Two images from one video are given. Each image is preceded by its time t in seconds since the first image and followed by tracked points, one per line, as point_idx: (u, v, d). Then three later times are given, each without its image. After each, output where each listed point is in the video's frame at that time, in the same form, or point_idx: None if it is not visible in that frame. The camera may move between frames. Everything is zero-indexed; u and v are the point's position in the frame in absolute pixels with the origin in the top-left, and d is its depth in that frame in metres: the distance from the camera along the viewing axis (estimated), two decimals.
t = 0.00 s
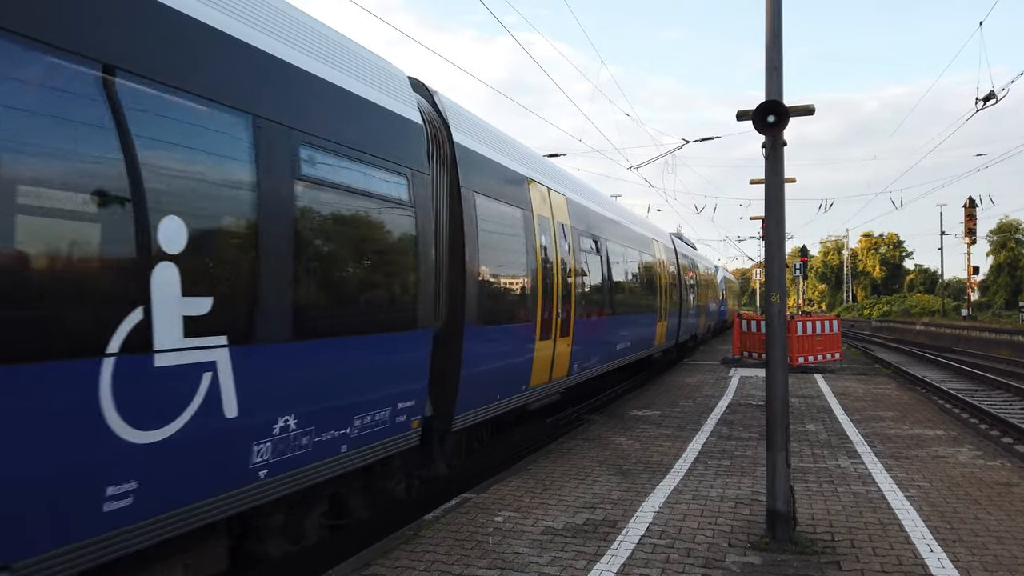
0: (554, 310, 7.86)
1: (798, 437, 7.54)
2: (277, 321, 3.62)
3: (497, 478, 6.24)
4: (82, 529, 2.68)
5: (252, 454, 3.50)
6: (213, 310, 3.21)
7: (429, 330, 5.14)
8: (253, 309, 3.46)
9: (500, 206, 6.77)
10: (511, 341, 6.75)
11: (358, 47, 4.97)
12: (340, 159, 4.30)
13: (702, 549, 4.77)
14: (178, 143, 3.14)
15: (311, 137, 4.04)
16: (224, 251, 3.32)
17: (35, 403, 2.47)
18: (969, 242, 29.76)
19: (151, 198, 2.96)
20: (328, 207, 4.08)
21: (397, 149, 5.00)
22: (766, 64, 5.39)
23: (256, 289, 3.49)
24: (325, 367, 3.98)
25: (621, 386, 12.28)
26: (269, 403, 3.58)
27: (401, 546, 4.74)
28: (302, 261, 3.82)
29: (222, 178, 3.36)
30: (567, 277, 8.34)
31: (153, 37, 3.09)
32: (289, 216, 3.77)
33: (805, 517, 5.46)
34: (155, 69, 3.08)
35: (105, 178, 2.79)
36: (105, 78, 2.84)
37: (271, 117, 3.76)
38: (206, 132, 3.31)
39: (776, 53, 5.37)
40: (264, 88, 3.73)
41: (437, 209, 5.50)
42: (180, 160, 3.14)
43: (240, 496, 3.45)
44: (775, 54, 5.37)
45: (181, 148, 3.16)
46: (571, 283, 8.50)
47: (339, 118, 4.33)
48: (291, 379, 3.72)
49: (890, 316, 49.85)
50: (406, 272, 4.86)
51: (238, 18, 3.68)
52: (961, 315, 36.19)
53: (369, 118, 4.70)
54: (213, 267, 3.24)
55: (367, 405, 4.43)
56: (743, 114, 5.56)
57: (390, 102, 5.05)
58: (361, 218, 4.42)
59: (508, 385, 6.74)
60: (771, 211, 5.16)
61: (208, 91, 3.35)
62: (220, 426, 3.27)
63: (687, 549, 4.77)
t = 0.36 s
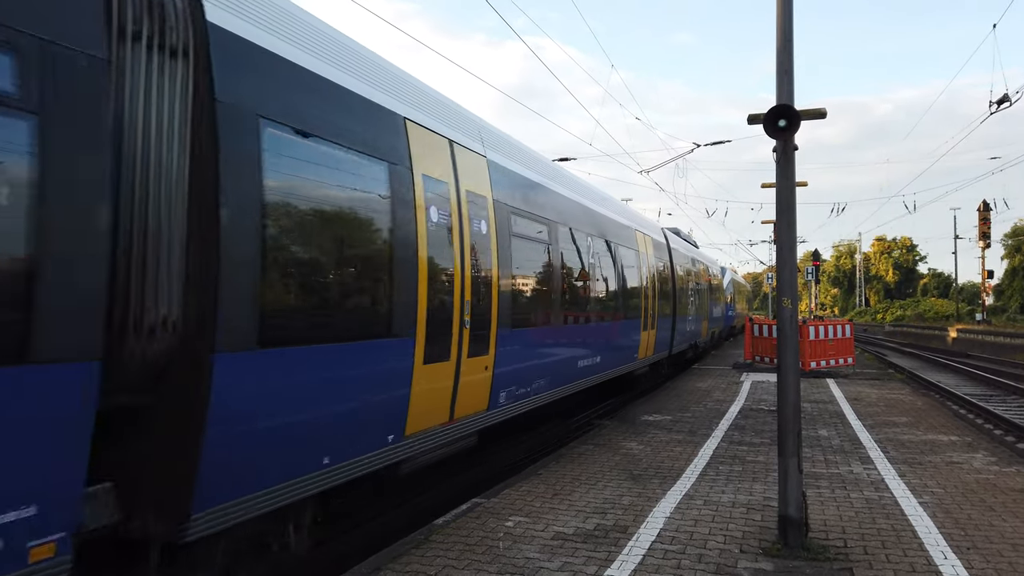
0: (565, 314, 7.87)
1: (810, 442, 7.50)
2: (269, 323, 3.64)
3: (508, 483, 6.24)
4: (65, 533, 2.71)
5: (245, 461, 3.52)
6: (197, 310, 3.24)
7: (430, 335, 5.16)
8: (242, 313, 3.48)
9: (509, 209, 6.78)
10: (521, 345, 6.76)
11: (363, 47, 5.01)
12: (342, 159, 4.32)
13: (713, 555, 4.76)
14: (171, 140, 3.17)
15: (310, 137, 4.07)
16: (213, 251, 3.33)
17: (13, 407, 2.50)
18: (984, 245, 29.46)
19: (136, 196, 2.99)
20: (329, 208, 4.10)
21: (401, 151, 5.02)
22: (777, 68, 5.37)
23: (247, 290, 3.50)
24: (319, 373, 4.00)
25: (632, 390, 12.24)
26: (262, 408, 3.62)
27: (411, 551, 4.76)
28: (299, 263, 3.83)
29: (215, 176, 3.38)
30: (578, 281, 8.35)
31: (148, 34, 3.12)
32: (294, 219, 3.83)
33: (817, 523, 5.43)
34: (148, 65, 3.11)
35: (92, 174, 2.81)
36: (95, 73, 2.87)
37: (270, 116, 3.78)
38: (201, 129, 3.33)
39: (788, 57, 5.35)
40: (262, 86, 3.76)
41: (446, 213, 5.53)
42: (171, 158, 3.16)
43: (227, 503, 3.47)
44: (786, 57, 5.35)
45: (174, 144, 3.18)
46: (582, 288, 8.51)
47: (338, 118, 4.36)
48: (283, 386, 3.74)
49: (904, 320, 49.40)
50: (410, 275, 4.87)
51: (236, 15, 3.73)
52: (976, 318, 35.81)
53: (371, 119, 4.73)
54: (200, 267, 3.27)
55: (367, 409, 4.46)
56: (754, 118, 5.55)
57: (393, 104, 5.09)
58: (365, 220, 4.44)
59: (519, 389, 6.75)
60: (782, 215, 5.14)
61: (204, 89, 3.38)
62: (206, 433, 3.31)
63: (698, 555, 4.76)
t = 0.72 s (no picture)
0: (572, 320, 7.87)
1: (818, 449, 7.47)
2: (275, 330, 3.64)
3: (514, 489, 6.24)
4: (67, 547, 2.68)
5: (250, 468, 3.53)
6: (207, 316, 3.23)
7: (435, 341, 5.18)
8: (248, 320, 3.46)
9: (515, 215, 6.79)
10: (528, 351, 6.76)
11: (367, 56, 5.04)
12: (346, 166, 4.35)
13: (721, 562, 4.74)
14: (179, 146, 3.17)
15: (315, 143, 4.09)
16: (223, 256, 3.33)
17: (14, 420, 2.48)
18: (993, 250, 29.30)
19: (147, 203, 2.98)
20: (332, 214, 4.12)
21: (406, 158, 5.06)
22: (784, 74, 5.37)
23: (254, 297, 3.50)
24: (324, 378, 4.00)
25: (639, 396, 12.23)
26: (267, 414, 3.61)
27: (417, 557, 4.77)
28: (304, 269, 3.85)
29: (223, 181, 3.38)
30: (585, 287, 8.35)
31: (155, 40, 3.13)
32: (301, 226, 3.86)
33: (824, 530, 5.40)
34: (156, 69, 3.11)
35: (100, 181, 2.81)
36: (103, 80, 2.87)
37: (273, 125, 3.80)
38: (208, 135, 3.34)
39: (794, 63, 5.34)
40: (266, 94, 3.78)
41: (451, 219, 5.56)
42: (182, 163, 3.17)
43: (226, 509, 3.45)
44: (793, 64, 5.35)
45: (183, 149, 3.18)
46: (589, 293, 8.51)
47: (343, 125, 4.39)
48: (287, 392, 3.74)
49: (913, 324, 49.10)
50: (410, 279, 4.90)
51: (241, 22, 3.76)
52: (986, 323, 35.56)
53: (375, 127, 4.76)
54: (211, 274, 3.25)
55: (373, 416, 4.47)
56: (761, 125, 5.55)
57: (398, 111, 5.12)
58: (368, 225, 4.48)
59: (525, 394, 6.77)
60: (790, 222, 5.13)
61: (211, 95, 3.39)
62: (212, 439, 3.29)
63: (705, 562, 4.75)
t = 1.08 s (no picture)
0: (580, 325, 7.89)
1: (824, 455, 7.45)
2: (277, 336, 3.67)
3: (519, 494, 6.25)
4: (74, 553, 2.69)
5: (257, 474, 3.55)
6: (209, 323, 3.26)
7: (441, 347, 5.19)
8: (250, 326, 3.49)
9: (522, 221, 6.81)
10: (534, 357, 6.76)
11: (373, 65, 5.08)
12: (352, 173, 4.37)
13: (726, 569, 4.73)
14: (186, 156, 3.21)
15: (320, 151, 4.12)
16: (224, 263, 3.35)
17: (19, 427, 2.48)
18: (1001, 254, 29.16)
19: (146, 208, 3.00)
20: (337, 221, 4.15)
21: (412, 165, 5.08)
22: (788, 80, 5.37)
23: (253, 304, 3.52)
24: (329, 384, 4.02)
25: (645, 402, 12.21)
26: (272, 420, 3.62)
27: (422, 562, 4.77)
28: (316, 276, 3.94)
29: (225, 188, 3.40)
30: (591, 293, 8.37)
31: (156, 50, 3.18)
32: (314, 234, 3.93)
33: (830, 536, 5.39)
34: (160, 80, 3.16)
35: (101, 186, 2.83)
36: (107, 89, 2.91)
37: (280, 133, 3.83)
38: (211, 144, 3.37)
39: (799, 68, 5.35)
40: (276, 105, 3.84)
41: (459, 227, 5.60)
42: (183, 171, 3.19)
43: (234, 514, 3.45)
44: (797, 69, 5.35)
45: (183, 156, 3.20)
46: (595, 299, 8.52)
47: (350, 133, 4.42)
48: (292, 398, 3.75)
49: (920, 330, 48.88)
50: (418, 285, 4.92)
51: (245, 33, 3.81)
52: (995, 328, 35.36)
53: (382, 135, 4.78)
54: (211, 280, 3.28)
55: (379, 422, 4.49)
56: (766, 130, 5.55)
57: (404, 120, 5.15)
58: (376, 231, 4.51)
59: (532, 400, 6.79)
60: (795, 228, 5.13)
61: (214, 104, 3.43)
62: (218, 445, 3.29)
63: (711, 568, 4.73)
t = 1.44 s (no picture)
0: (585, 330, 7.90)
1: (831, 461, 7.42)
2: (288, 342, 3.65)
3: (525, 500, 6.24)
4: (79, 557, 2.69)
5: (263, 479, 3.55)
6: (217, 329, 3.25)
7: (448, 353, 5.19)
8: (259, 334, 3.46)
9: (528, 226, 6.81)
10: (539, 362, 6.76)
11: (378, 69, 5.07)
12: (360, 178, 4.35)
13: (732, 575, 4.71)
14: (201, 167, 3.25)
15: (330, 158, 4.14)
16: (233, 270, 3.34)
17: (29, 432, 2.48)
18: (1008, 259, 29.03)
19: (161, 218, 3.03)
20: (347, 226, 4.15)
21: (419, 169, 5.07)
22: (794, 85, 5.37)
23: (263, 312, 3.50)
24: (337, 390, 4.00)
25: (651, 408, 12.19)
26: (279, 428, 3.60)
27: (428, 568, 4.76)
28: (333, 283, 4.00)
29: (234, 195, 3.41)
30: (596, 298, 8.37)
31: (161, 56, 3.15)
32: (330, 240, 4.00)
33: (837, 542, 5.36)
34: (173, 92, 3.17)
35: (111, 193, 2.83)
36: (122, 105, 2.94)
37: (287, 139, 3.82)
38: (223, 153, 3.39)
39: (805, 74, 5.35)
40: (284, 111, 3.84)
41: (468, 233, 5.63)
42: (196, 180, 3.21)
43: (236, 521, 3.43)
44: (803, 75, 5.35)
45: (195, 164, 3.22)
46: (600, 304, 8.52)
47: (356, 140, 4.41)
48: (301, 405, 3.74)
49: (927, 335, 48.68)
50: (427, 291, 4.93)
51: (250, 39, 3.79)
52: (1002, 333, 35.18)
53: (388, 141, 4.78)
54: (221, 288, 3.27)
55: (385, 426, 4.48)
56: (771, 135, 5.55)
57: (410, 125, 5.14)
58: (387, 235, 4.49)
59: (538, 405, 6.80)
60: (801, 233, 5.11)
61: (224, 111, 3.43)
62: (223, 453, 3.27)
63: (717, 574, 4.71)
